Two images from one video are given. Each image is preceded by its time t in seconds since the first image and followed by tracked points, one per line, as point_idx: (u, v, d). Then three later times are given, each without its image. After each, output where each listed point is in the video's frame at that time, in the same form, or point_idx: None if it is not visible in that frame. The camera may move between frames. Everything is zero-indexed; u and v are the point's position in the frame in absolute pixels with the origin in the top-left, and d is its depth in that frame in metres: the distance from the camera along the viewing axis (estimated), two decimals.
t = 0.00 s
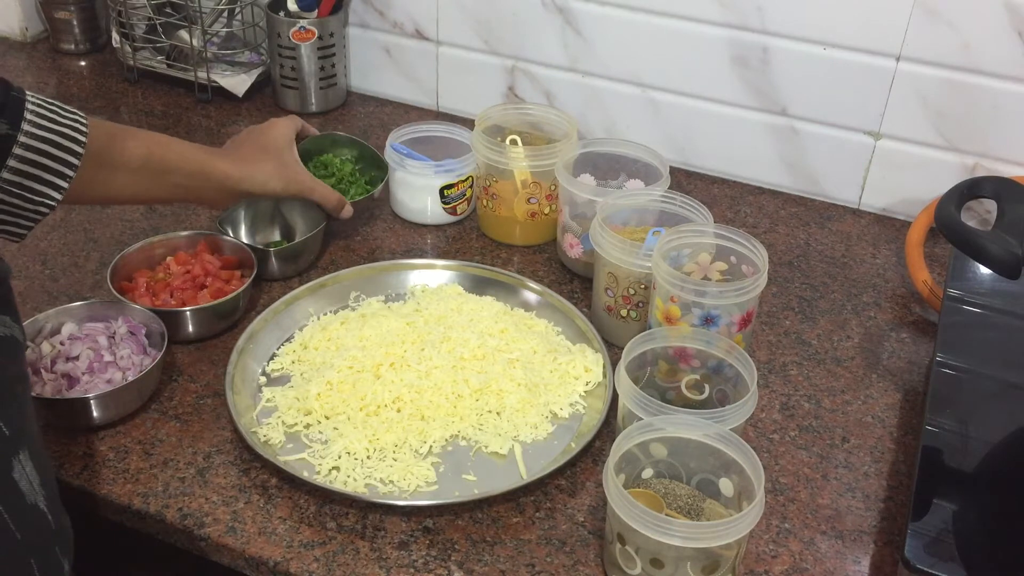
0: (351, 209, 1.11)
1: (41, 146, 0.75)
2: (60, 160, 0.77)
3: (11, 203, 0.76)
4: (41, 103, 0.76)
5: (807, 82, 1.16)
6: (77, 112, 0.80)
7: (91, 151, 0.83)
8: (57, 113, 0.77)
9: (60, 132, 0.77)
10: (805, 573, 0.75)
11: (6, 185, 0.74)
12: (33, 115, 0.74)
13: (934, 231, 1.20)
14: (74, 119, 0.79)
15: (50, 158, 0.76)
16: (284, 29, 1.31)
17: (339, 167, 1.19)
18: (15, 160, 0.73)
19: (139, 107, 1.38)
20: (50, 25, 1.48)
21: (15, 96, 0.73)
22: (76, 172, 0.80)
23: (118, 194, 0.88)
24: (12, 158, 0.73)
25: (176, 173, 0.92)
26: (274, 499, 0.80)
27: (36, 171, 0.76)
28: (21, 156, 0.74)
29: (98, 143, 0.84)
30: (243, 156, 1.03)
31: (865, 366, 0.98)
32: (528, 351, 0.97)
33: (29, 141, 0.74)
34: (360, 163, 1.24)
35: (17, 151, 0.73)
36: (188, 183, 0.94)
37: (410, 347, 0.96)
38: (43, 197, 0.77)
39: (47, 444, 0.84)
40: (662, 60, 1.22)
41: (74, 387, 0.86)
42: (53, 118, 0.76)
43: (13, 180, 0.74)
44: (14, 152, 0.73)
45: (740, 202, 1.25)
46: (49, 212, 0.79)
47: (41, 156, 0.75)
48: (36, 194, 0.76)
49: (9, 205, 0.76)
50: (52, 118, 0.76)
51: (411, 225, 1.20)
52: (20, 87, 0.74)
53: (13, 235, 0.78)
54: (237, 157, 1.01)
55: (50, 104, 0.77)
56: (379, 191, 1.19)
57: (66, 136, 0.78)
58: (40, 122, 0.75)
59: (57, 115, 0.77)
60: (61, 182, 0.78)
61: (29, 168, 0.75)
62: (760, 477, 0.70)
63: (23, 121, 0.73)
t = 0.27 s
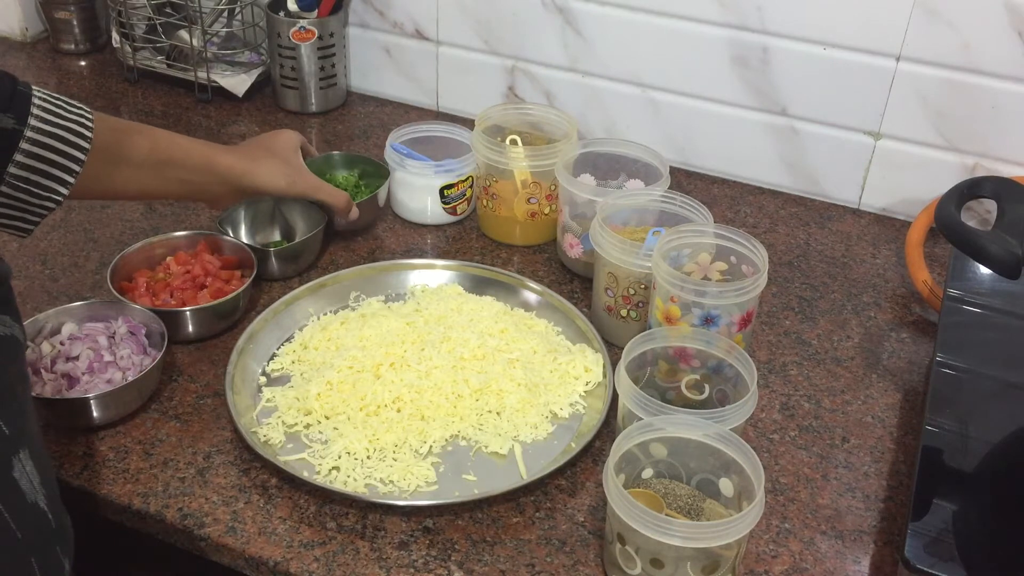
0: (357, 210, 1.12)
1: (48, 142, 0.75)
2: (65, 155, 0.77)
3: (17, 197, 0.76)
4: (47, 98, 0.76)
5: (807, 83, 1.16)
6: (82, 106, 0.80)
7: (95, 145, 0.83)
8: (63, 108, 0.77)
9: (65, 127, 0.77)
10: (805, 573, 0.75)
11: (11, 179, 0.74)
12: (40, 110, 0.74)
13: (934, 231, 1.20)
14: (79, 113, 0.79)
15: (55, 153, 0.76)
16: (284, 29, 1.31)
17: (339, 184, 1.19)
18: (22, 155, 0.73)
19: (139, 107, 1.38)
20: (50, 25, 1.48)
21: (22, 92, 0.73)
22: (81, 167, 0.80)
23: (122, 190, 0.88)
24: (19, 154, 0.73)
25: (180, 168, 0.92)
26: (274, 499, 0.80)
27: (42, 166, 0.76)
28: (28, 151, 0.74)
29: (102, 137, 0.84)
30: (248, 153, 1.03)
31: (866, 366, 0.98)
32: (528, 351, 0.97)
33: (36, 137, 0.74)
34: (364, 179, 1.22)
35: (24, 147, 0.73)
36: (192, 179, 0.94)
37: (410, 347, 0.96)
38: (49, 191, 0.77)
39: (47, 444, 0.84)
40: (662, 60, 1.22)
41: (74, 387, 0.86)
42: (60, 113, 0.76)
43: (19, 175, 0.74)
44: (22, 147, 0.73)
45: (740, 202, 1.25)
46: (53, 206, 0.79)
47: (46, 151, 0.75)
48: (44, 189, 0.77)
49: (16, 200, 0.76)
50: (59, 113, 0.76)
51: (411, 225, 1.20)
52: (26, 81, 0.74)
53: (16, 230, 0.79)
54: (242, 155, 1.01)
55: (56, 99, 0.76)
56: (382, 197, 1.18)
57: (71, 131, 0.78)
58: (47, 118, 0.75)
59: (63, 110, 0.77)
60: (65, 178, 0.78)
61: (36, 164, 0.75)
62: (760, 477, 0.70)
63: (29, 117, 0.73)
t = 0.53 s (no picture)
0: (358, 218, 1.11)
1: (57, 144, 0.77)
2: (73, 157, 0.79)
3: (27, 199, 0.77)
4: (57, 100, 0.78)
5: (807, 83, 1.16)
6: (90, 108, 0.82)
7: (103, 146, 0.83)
8: (72, 111, 0.79)
9: (73, 130, 0.79)
10: (805, 573, 0.75)
11: (21, 181, 0.76)
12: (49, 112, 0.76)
13: (934, 231, 1.20)
14: (87, 116, 0.81)
15: (63, 155, 0.78)
16: (284, 29, 1.31)
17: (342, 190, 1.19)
18: (31, 156, 0.75)
19: (139, 107, 1.38)
20: (50, 25, 1.48)
21: (32, 94, 0.75)
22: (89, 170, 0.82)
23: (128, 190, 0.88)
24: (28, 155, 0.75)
25: (186, 171, 0.93)
26: (274, 499, 0.80)
27: (51, 168, 0.77)
28: (36, 153, 0.75)
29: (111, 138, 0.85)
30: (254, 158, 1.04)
31: (865, 366, 0.98)
32: (528, 351, 0.97)
33: (44, 138, 0.75)
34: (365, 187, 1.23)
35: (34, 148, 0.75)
36: (199, 181, 0.95)
37: (410, 347, 0.96)
38: (57, 193, 0.79)
39: (47, 444, 0.84)
40: (662, 60, 1.22)
41: (74, 387, 0.86)
42: (68, 115, 0.78)
43: (29, 176, 0.76)
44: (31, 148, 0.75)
45: (740, 202, 1.25)
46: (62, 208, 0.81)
47: (54, 152, 0.77)
48: (52, 191, 0.78)
49: (25, 201, 0.78)
50: (67, 116, 0.78)
51: (411, 226, 1.20)
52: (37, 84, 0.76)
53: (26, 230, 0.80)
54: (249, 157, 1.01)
55: (65, 102, 0.79)
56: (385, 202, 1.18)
57: (79, 133, 0.79)
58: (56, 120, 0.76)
59: (71, 112, 0.79)
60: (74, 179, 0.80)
61: (44, 166, 0.77)
62: (760, 477, 0.70)
63: (38, 119, 0.75)
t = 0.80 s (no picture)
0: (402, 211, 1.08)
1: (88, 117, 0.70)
2: (105, 130, 0.72)
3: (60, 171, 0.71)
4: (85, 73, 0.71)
5: (807, 83, 1.16)
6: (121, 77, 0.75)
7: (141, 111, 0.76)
8: (104, 83, 0.72)
9: (106, 98, 0.72)
10: (805, 573, 0.75)
11: (53, 154, 0.69)
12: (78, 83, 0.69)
13: (934, 231, 1.20)
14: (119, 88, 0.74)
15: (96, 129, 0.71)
16: (284, 29, 1.31)
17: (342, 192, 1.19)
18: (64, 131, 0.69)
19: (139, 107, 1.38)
20: (50, 25, 1.48)
21: (59, 67, 0.69)
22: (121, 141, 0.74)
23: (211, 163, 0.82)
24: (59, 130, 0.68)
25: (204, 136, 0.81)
26: (274, 499, 0.80)
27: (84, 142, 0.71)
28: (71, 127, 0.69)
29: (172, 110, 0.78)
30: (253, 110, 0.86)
31: (865, 366, 0.98)
32: (528, 351, 0.97)
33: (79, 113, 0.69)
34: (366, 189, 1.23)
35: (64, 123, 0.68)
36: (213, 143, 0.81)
37: (410, 347, 0.96)
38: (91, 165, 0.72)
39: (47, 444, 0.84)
40: (662, 60, 1.22)
41: (74, 387, 0.86)
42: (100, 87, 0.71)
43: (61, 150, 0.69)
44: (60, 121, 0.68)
45: (740, 202, 1.25)
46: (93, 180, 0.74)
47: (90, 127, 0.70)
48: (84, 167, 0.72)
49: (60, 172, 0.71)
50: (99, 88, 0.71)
51: (411, 225, 1.20)
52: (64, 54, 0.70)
53: (57, 202, 0.73)
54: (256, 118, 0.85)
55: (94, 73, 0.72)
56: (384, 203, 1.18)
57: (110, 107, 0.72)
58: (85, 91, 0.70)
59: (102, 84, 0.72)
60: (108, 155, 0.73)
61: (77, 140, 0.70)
62: (760, 477, 0.70)
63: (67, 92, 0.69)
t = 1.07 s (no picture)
0: (429, 191, 1.11)
1: (157, 94, 0.74)
2: (171, 108, 0.76)
3: (124, 145, 0.75)
4: (158, 48, 0.76)
5: (807, 83, 1.16)
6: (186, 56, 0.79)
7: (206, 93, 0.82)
8: (171, 62, 0.77)
9: (175, 77, 0.76)
10: (805, 573, 0.75)
11: (120, 129, 0.73)
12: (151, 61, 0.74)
13: (934, 231, 1.20)
14: (185, 68, 0.78)
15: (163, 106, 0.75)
16: (284, 29, 1.31)
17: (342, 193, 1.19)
18: (134, 105, 0.73)
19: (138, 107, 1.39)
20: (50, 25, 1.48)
21: (134, 39, 0.73)
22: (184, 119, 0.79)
23: (244, 138, 0.88)
24: (129, 103, 0.72)
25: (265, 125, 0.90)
26: (274, 499, 0.80)
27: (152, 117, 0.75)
28: (140, 101, 0.73)
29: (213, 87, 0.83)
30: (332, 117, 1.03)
31: (865, 366, 0.98)
32: (528, 351, 0.97)
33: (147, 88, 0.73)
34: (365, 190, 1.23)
35: (135, 97, 0.73)
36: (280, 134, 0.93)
37: (410, 347, 0.96)
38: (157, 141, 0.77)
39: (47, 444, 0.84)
40: (662, 60, 1.22)
41: (74, 387, 0.86)
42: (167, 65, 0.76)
43: (130, 125, 0.73)
44: (133, 97, 0.72)
45: (740, 202, 1.25)
46: (155, 156, 0.78)
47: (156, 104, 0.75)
48: (149, 140, 0.76)
49: (126, 147, 0.75)
50: (167, 66, 0.76)
51: (411, 225, 1.20)
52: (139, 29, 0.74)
53: (118, 169, 0.77)
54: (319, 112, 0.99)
55: (166, 52, 0.77)
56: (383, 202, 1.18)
57: (178, 84, 0.77)
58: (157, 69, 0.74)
59: (171, 63, 0.76)
60: (172, 130, 0.77)
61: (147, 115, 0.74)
62: (760, 477, 0.70)
63: (141, 68, 0.73)
